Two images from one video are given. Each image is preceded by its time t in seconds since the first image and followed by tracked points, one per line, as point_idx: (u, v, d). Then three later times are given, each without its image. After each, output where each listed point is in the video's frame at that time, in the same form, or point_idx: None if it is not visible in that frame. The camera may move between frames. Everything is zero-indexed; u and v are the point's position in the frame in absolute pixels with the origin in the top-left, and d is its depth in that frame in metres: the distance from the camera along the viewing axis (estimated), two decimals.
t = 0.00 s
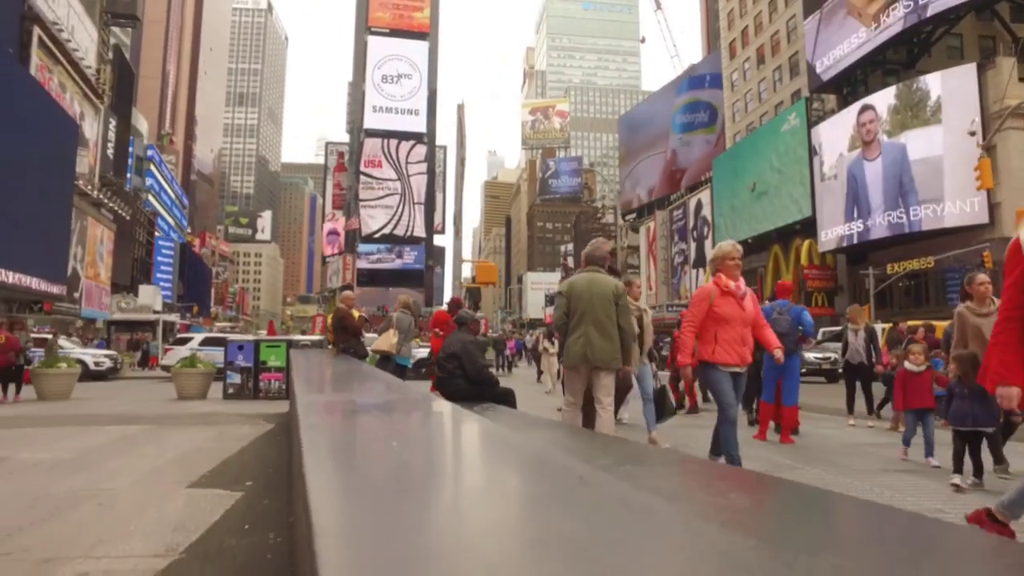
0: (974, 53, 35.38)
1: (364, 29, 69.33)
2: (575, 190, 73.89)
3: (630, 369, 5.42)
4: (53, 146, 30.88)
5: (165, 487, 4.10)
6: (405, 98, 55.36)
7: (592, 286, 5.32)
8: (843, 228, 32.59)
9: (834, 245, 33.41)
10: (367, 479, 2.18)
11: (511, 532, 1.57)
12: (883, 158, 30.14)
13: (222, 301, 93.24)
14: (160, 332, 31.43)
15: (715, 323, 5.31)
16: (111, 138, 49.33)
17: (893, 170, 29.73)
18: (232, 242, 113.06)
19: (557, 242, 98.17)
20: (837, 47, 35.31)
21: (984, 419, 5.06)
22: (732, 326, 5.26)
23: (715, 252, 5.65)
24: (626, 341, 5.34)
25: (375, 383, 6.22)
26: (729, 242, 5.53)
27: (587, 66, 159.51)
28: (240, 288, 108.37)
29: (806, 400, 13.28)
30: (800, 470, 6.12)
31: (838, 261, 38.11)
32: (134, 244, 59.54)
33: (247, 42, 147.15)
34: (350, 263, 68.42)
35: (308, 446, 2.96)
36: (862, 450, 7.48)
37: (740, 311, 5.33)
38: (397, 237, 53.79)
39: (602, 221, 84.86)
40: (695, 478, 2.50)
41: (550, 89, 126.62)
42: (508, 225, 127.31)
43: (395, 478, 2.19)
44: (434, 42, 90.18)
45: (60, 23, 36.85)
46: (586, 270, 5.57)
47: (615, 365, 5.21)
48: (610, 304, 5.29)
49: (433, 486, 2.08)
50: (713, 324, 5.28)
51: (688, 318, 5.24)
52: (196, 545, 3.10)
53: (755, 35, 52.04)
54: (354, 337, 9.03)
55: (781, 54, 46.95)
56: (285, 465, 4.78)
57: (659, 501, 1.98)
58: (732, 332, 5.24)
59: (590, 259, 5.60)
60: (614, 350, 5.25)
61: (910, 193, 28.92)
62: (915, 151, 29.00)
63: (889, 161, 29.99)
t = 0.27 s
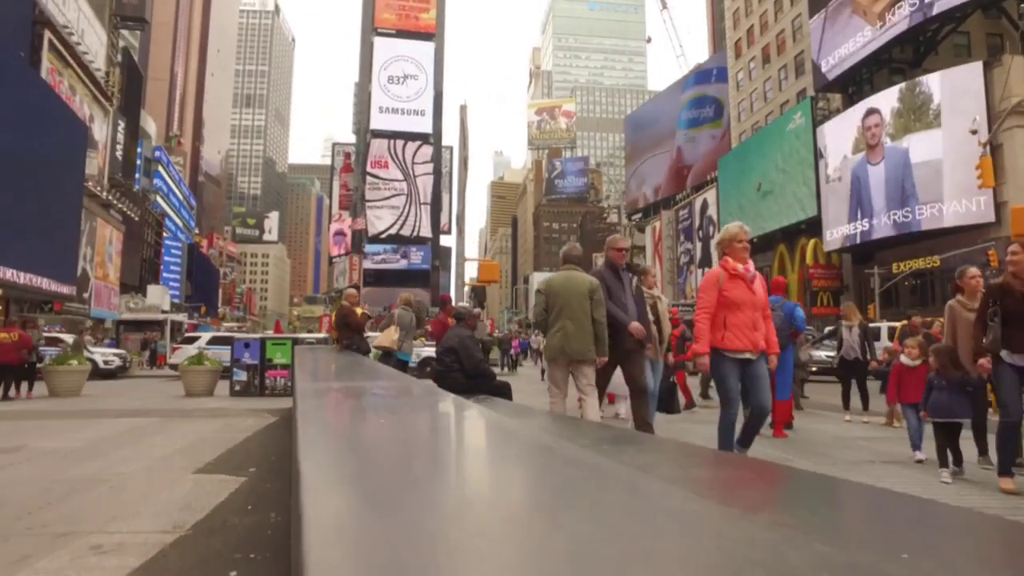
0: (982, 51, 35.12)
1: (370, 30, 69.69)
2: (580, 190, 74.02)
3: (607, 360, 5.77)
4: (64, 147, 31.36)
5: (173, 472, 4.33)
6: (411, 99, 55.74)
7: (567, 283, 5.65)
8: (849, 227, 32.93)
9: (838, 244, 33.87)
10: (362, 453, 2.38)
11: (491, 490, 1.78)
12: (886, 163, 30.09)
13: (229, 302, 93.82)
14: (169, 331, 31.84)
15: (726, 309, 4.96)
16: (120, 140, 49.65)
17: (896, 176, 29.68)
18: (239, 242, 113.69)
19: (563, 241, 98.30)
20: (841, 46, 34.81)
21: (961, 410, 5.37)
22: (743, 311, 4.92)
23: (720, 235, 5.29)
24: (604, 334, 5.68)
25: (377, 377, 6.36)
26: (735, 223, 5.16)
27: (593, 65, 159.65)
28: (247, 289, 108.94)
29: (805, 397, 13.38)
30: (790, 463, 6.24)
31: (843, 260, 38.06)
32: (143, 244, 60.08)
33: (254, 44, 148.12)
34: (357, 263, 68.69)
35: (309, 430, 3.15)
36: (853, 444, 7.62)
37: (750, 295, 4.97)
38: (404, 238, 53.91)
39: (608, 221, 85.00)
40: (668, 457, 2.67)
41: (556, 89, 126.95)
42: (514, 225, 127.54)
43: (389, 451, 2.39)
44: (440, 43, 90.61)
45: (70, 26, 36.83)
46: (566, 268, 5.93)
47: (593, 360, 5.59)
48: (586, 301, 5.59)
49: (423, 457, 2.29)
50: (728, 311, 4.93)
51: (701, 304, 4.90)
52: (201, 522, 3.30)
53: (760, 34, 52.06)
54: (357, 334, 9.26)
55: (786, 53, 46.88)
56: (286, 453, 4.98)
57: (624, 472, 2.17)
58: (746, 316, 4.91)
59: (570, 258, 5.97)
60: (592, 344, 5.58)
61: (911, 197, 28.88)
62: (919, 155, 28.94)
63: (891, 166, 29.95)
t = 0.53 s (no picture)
0: (982, 53, 35.14)
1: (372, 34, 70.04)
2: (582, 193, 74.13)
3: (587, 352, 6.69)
4: (68, 151, 31.61)
5: (181, 465, 4.50)
6: (412, 102, 56.05)
7: (554, 283, 6.60)
8: (849, 229, 32.47)
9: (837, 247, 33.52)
10: (364, 443, 2.52)
11: (482, 475, 1.91)
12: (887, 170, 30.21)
13: (231, 305, 94.00)
14: (172, 334, 32.05)
15: (745, 310, 4.88)
16: (122, 143, 49.98)
17: (897, 182, 29.80)
18: (241, 246, 113.84)
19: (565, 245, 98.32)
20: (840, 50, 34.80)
21: (939, 408, 5.58)
22: (762, 313, 4.84)
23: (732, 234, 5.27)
24: (584, 330, 6.61)
25: (376, 374, 6.44)
26: (751, 220, 5.14)
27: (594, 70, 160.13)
28: (250, 292, 108.97)
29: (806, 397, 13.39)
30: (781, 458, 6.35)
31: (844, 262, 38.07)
32: (146, 248, 60.30)
33: (257, 48, 148.69)
34: (358, 266, 68.74)
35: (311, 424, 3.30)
36: (845, 442, 7.70)
37: (769, 296, 4.88)
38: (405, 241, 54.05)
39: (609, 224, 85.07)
40: (656, 446, 2.81)
41: (557, 92, 127.20)
42: (517, 228, 127.58)
43: (389, 442, 2.53)
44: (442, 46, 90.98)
45: (74, 31, 37.71)
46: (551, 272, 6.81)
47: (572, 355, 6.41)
48: (571, 298, 6.57)
49: (421, 447, 2.42)
50: (749, 309, 4.84)
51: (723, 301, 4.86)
52: (208, 510, 3.45)
53: (761, 37, 52.22)
54: (358, 333, 9.42)
55: (786, 57, 47.01)
56: (287, 448, 5.12)
57: (608, 459, 2.30)
58: (762, 318, 4.85)
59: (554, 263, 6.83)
60: (573, 340, 6.55)
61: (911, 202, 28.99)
62: (918, 160, 29.04)
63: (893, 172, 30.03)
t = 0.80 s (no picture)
0: (977, 69, 35.49)
1: (374, 51, 70.80)
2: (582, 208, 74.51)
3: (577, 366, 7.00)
4: (70, 165, 31.90)
5: (184, 472, 4.65)
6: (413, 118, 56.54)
7: (546, 299, 6.84)
8: (848, 241, 32.54)
9: (836, 260, 33.59)
10: (366, 449, 2.65)
11: (476, 477, 2.08)
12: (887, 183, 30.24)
13: (231, 319, 94.03)
14: (172, 347, 32.14)
15: (767, 310, 4.90)
16: (125, 158, 50.39)
17: (896, 196, 29.86)
18: (242, 260, 114.16)
19: (565, 259, 98.54)
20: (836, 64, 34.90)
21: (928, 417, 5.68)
22: (785, 314, 4.86)
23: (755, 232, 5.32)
24: (574, 345, 6.91)
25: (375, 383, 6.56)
26: (775, 221, 5.17)
27: (593, 86, 161.25)
28: (249, 306, 109.08)
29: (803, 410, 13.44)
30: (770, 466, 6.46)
31: (842, 276, 38.16)
32: (147, 262, 60.52)
33: (260, 64, 150.23)
34: (359, 280, 68.83)
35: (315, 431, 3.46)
36: (837, 452, 7.79)
37: (792, 297, 4.92)
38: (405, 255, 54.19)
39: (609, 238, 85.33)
40: (644, 452, 2.93)
41: (557, 108, 128.12)
42: (517, 243, 127.89)
43: (390, 446, 2.70)
44: (442, 62, 91.84)
45: (80, 47, 38.27)
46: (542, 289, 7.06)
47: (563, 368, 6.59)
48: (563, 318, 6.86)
49: (419, 451, 2.59)
50: (769, 310, 4.87)
51: (742, 303, 4.84)
52: (212, 512, 3.60)
53: (758, 53, 52.72)
54: (358, 346, 9.54)
55: (783, 73, 47.49)
56: (288, 457, 5.26)
57: (597, 462, 2.48)
58: (786, 319, 4.85)
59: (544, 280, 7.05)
60: (564, 354, 6.85)
61: (909, 214, 29.13)
62: (916, 172, 29.23)
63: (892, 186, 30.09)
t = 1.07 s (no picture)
0: (969, 87, 35.96)
1: (375, 69, 71.64)
2: (580, 224, 74.99)
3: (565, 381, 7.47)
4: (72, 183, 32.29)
5: (185, 481, 4.81)
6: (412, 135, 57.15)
7: (537, 319, 7.22)
8: (846, 256, 32.47)
9: (834, 275, 33.51)
10: (365, 459, 2.82)
11: (468, 478, 2.32)
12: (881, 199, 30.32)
13: (230, 336, 94.13)
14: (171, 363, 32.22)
15: (779, 322, 4.54)
16: (127, 175, 50.88)
17: (890, 212, 30.02)
18: (242, 277, 114.48)
19: (565, 275, 98.84)
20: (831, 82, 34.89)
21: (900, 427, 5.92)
22: (799, 326, 4.50)
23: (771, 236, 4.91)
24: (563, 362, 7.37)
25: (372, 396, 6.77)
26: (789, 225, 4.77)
27: (592, 103, 162.65)
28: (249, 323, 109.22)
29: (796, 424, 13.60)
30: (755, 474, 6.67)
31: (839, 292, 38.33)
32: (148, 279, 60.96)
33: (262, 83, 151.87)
34: (359, 296, 69.05)
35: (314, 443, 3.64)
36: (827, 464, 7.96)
37: (808, 308, 4.54)
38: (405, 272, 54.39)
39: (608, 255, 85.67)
40: (623, 459, 3.13)
41: (556, 125, 129.12)
42: (517, 259, 128.28)
43: (386, 455, 2.91)
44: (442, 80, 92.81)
45: (84, 66, 38.87)
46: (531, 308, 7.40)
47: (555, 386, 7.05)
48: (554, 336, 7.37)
49: (414, 457, 2.81)
50: (773, 321, 4.52)
51: (746, 316, 4.52)
52: (213, 518, 3.77)
53: (754, 72, 53.33)
54: (356, 361, 9.71)
55: (779, 90, 48.08)
56: (287, 467, 5.41)
57: (577, 466, 2.69)
58: (802, 332, 4.50)
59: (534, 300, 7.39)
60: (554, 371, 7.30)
61: (905, 229, 29.27)
62: (909, 188, 29.42)
63: (886, 202, 30.22)
